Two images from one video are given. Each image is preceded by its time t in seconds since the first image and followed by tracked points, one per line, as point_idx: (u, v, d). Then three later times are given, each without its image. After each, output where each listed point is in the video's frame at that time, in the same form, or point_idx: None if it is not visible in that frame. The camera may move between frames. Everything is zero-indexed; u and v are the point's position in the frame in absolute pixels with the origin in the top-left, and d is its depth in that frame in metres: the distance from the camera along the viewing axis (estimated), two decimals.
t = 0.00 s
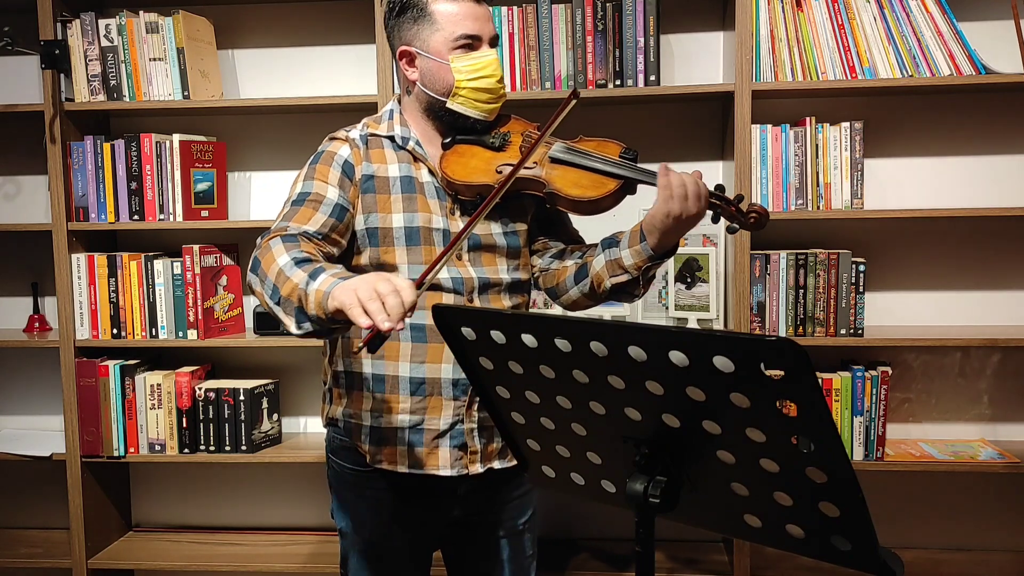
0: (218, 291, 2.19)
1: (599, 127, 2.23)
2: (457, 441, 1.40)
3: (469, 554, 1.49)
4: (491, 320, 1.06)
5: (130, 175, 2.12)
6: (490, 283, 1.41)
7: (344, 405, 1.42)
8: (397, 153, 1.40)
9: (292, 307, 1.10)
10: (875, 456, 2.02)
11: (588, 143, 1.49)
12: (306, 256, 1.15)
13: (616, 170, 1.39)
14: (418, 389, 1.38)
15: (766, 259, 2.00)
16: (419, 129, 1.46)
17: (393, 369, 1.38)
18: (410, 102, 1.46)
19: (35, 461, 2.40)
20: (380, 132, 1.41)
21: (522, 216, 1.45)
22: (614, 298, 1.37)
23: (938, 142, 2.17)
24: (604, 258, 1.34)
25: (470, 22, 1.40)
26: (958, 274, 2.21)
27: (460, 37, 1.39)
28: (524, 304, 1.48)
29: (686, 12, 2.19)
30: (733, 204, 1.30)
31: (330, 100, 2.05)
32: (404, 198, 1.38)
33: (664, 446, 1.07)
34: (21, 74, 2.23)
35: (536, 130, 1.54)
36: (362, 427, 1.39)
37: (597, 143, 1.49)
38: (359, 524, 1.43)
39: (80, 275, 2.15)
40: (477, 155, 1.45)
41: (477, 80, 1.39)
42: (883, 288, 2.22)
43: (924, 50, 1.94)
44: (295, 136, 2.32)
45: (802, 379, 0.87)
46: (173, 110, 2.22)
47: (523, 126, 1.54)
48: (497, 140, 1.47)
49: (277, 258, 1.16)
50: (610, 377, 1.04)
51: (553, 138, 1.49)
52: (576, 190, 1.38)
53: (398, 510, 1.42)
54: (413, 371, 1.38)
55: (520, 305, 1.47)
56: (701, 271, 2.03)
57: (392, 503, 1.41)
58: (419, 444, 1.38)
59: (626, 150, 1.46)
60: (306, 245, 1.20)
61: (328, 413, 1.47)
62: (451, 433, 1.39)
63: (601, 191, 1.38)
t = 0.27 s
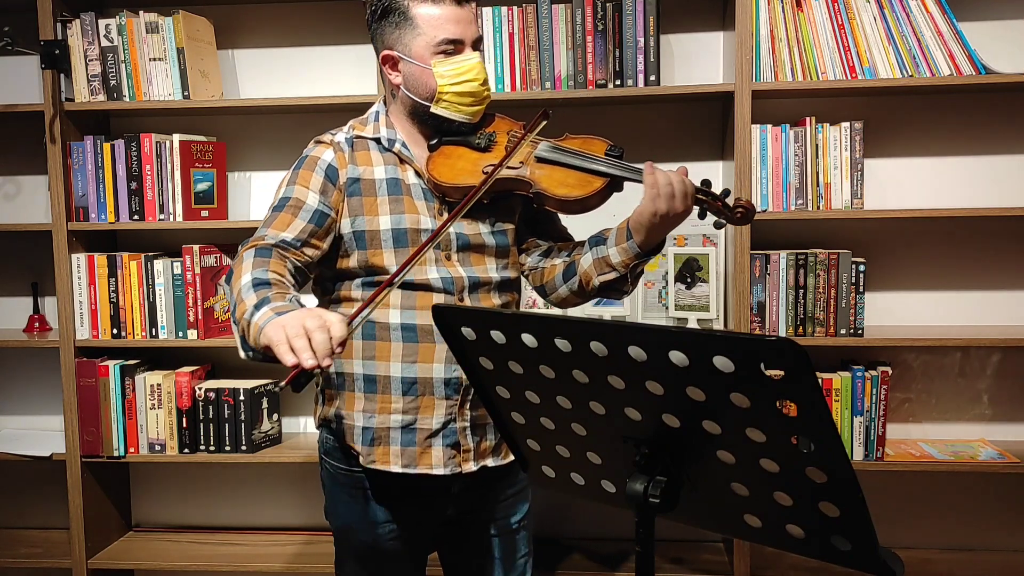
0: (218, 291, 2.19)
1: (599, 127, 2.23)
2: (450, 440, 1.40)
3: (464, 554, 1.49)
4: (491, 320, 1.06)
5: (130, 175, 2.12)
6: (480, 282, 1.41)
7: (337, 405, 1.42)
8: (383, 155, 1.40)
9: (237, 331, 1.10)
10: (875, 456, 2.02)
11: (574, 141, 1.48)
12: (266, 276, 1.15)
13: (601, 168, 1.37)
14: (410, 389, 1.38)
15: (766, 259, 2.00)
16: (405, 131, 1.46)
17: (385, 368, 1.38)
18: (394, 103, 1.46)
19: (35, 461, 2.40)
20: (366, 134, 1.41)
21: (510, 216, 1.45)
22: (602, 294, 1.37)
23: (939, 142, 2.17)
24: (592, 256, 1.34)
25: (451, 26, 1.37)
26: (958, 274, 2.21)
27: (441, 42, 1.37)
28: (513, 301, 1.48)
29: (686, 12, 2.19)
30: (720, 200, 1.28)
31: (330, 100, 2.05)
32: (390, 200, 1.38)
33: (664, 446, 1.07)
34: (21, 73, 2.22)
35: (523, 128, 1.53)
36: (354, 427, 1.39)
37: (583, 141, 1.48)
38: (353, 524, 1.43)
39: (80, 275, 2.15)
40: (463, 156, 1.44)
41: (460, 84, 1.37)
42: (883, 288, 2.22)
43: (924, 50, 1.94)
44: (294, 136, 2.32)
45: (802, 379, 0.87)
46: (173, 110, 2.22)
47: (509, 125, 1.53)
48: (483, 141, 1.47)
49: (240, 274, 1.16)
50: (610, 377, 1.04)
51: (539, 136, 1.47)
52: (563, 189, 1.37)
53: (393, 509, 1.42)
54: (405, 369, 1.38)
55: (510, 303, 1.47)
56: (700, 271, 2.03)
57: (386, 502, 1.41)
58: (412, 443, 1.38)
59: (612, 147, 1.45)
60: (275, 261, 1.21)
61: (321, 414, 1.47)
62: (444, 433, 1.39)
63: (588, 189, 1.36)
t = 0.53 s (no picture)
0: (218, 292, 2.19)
1: (599, 127, 2.23)
2: (441, 438, 1.40)
3: (456, 552, 1.51)
4: (491, 320, 1.06)
5: (130, 175, 2.12)
6: (466, 281, 1.42)
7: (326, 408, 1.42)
8: (362, 157, 1.41)
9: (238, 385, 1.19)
10: (875, 456, 2.02)
11: (554, 141, 1.49)
12: (259, 328, 1.21)
13: (584, 170, 1.39)
14: (399, 389, 1.38)
15: (766, 259, 2.00)
16: (384, 134, 1.47)
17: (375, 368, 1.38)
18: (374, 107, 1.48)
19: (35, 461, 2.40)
20: (344, 138, 1.43)
21: (493, 216, 1.45)
22: (579, 294, 1.39)
23: (939, 142, 2.17)
24: (567, 254, 1.38)
25: (422, 30, 1.39)
26: (958, 275, 2.21)
27: (413, 46, 1.39)
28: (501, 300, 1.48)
29: (686, 12, 2.19)
30: (700, 201, 1.36)
31: (330, 100, 2.05)
32: (371, 203, 1.39)
33: (664, 446, 1.07)
34: (21, 73, 2.22)
35: (502, 128, 1.54)
36: (344, 431, 1.39)
37: (563, 141, 1.48)
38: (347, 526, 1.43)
39: (80, 275, 2.15)
40: (444, 157, 1.44)
41: (432, 89, 1.38)
42: (883, 288, 2.22)
43: (924, 50, 1.94)
44: (294, 136, 2.32)
45: (802, 379, 0.87)
46: (173, 110, 2.22)
47: (488, 124, 1.53)
48: (463, 141, 1.47)
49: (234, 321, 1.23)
50: (610, 378, 1.03)
51: (519, 136, 1.48)
52: (544, 191, 1.38)
53: (387, 510, 1.42)
54: (394, 370, 1.38)
55: (496, 301, 1.47)
56: (700, 271, 2.03)
57: (380, 503, 1.41)
58: (402, 444, 1.38)
59: (593, 148, 1.47)
60: (264, 300, 1.26)
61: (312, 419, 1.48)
62: (435, 432, 1.40)
63: (571, 191, 1.38)
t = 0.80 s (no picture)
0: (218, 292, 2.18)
1: (598, 127, 2.23)
2: (434, 438, 1.40)
3: (453, 551, 1.51)
4: (491, 320, 1.06)
5: (130, 175, 2.12)
6: (450, 278, 1.42)
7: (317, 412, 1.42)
8: (339, 159, 1.42)
9: (262, 388, 1.23)
10: (875, 456, 2.02)
11: (534, 135, 1.49)
12: (269, 332, 1.25)
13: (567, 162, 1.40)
14: (390, 391, 1.38)
15: (766, 259, 2.00)
16: (360, 134, 1.48)
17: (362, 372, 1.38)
18: (349, 109, 1.49)
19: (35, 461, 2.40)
20: (321, 141, 1.43)
21: (474, 214, 1.46)
22: (569, 286, 1.41)
23: (939, 142, 2.17)
24: (549, 251, 1.39)
25: (382, 24, 1.41)
26: (958, 275, 2.21)
27: (375, 41, 1.40)
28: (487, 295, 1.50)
29: (686, 12, 2.19)
30: (684, 189, 1.38)
31: (330, 100, 2.05)
32: (351, 204, 1.39)
33: (664, 446, 1.07)
34: (21, 73, 2.22)
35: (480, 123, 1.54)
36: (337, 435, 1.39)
37: (543, 133, 1.48)
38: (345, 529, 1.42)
39: (80, 276, 2.15)
40: (425, 155, 1.44)
41: (398, 84, 1.39)
42: (883, 288, 2.22)
43: (924, 50, 1.94)
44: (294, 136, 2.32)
45: (802, 379, 0.87)
46: (173, 110, 2.22)
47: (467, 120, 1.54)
48: (443, 137, 1.46)
49: (241, 331, 1.26)
50: (610, 377, 1.03)
51: (499, 133, 1.49)
52: (528, 186, 1.39)
53: (382, 512, 1.41)
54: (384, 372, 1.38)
55: (482, 298, 1.48)
56: (701, 271, 2.03)
57: (376, 504, 1.40)
58: (396, 445, 1.39)
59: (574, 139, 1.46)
60: (263, 307, 1.28)
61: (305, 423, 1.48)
62: (428, 432, 1.40)
63: (555, 183, 1.38)
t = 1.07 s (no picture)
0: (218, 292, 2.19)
1: (598, 127, 2.23)
2: (432, 432, 1.41)
3: (452, 551, 1.51)
4: (491, 319, 1.06)
5: (130, 175, 2.12)
6: (443, 272, 1.41)
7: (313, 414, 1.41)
8: (325, 160, 1.41)
9: (252, 410, 1.31)
10: (875, 456, 2.02)
11: (523, 137, 1.51)
12: (260, 357, 1.30)
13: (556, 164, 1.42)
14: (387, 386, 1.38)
15: (766, 259, 2.00)
16: (345, 134, 1.49)
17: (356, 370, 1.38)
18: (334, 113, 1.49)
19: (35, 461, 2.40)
20: (306, 143, 1.42)
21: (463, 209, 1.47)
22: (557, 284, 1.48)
23: (939, 142, 2.17)
24: (531, 258, 1.47)
25: (367, 34, 1.40)
26: (958, 275, 2.21)
27: (359, 50, 1.40)
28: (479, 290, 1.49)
29: (686, 12, 2.19)
30: (670, 189, 1.45)
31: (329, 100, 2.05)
32: (338, 204, 1.38)
33: (664, 446, 1.07)
34: (21, 73, 2.22)
35: (469, 124, 1.56)
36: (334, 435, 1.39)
37: (533, 135, 1.50)
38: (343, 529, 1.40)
39: (80, 276, 2.15)
40: (415, 155, 1.47)
41: (381, 94, 1.40)
42: (883, 288, 2.22)
43: (924, 50, 1.94)
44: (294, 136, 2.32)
45: (803, 379, 0.87)
46: (173, 110, 2.23)
47: (455, 120, 1.56)
48: (434, 138, 1.50)
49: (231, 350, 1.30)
50: (610, 377, 1.03)
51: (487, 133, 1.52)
52: (519, 187, 1.40)
53: (383, 512, 1.40)
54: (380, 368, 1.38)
55: (475, 291, 1.48)
56: (701, 271, 2.03)
57: (376, 504, 1.40)
58: (395, 442, 1.38)
59: (563, 142, 1.48)
60: (253, 325, 1.31)
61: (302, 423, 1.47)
62: (425, 425, 1.41)
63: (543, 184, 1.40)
